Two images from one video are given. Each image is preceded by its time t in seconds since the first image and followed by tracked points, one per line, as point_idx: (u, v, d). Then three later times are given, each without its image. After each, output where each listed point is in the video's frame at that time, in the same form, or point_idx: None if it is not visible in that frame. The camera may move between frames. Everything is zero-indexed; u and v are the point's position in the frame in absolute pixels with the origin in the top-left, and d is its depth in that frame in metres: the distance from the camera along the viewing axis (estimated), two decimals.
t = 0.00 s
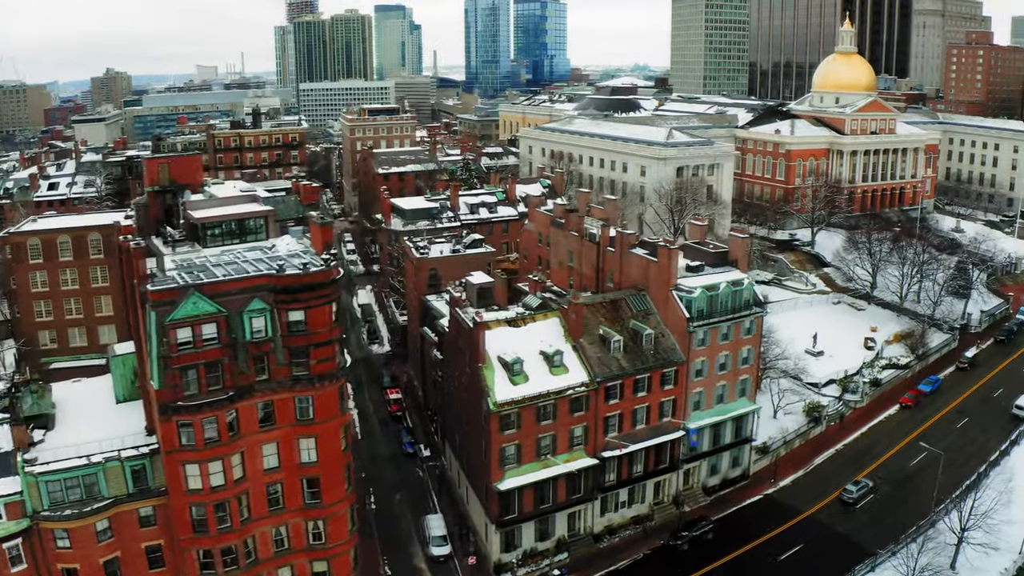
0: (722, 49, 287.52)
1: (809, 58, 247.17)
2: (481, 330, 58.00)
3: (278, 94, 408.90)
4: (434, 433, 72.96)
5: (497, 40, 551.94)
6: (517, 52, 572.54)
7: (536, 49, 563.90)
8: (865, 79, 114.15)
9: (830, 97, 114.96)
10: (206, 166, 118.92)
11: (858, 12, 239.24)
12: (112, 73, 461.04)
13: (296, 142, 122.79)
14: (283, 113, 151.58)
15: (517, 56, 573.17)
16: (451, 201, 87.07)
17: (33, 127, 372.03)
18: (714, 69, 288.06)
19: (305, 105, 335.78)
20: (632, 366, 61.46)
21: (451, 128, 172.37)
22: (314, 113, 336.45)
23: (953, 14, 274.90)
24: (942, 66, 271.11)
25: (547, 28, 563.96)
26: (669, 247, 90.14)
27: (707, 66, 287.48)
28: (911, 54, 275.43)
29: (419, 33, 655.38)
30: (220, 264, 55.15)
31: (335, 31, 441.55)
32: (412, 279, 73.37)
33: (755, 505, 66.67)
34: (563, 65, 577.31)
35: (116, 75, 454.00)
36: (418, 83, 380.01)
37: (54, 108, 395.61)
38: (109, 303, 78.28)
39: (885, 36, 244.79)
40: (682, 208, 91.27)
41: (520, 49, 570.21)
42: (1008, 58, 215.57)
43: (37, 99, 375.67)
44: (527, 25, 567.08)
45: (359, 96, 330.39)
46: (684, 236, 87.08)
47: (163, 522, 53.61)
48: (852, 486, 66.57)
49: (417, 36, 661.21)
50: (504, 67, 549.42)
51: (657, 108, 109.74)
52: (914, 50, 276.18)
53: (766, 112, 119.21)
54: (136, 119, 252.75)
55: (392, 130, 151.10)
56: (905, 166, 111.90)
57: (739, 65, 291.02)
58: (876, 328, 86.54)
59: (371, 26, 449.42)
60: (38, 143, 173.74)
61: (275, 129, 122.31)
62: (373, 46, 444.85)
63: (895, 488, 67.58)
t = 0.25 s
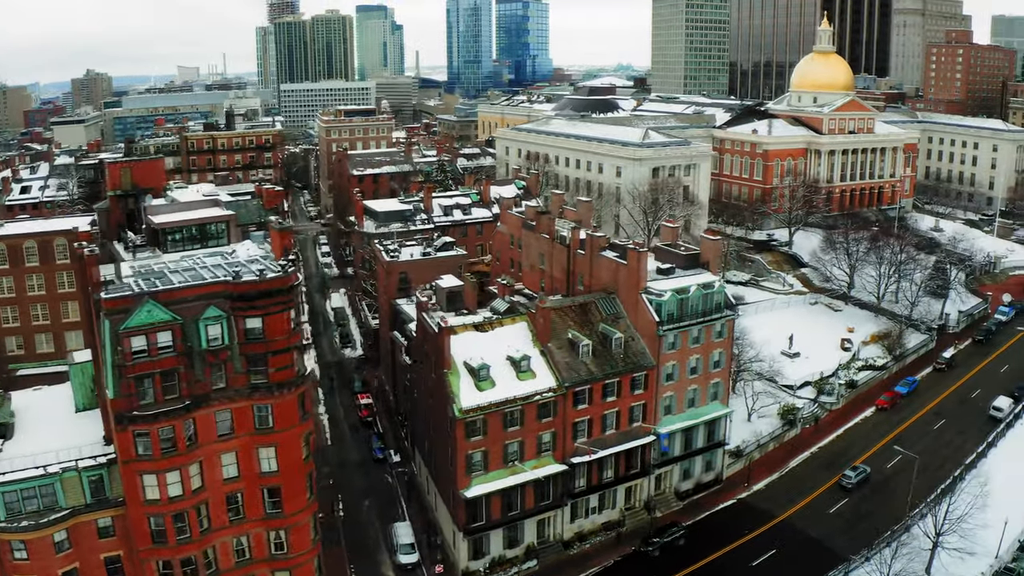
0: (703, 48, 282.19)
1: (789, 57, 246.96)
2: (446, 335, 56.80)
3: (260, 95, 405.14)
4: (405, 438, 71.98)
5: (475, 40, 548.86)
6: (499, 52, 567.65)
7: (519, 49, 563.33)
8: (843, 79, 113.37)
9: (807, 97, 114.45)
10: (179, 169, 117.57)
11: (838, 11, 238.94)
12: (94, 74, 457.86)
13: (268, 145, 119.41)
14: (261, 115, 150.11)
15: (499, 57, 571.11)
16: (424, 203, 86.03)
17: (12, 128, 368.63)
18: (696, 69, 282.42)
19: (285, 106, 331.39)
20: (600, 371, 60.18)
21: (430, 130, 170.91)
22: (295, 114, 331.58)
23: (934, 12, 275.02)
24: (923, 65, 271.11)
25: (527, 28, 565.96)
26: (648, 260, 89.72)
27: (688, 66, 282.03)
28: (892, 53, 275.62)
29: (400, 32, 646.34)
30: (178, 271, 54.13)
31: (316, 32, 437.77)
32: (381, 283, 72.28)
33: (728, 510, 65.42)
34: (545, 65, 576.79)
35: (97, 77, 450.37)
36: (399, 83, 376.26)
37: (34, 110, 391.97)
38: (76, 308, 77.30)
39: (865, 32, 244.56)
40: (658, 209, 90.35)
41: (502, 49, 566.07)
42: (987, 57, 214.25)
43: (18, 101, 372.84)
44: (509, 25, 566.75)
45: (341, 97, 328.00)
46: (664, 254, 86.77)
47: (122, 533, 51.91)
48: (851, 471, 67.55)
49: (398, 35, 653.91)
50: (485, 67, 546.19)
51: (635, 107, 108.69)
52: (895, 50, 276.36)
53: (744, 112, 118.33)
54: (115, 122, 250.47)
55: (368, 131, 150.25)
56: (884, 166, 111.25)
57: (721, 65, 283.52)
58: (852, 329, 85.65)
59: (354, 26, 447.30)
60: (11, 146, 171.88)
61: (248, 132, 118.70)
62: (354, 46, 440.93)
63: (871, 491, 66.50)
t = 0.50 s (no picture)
0: (683, 48, 277.05)
1: (768, 56, 247.06)
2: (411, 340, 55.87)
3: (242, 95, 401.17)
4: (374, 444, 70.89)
5: (459, 40, 548.29)
6: (482, 52, 569.63)
7: (501, 49, 560.95)
8: (820, 79, 113.00)
9: (785, 96, 113.93)
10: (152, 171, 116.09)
11: (817, 10, 238.94)
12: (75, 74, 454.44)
13: (241, 147, 117.19)
14: (237, 116, 148.97)
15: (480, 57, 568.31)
16: (397, 205, 84.95)
17: None
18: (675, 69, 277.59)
19: (266, 107, 326.11)
20: (569, 376, 58.99)
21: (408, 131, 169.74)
22: (275, 114, 327.35)
23: (914, 11, 275.00)
24: (903, 64, 271.15)
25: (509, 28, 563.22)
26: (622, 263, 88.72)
27: (668, 66, 276.19)
28: (870, 53, 276.44)
29: (381, 32, 642.49)
30: (135, 278, 52.80)
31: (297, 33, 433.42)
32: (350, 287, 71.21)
33: (700, 515, 64.05)
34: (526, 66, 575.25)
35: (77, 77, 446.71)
36: (381, 83, 373.72)
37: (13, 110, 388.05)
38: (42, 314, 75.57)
39: (845, 31, 244.14)
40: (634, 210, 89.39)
41: (484, 49, 568.05)
42: (966, 55, 213.16)
43: None
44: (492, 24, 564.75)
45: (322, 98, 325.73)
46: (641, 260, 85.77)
47: (81, 544, 49.12)
48: (848, 458, 68.10)
49: (381, 35, 650.05)
50: (467, 67, 545.13)
51: (614, 108, 107.85)
52: (875, 49, 276.30)
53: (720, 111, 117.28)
54: (95, 123, 248.15)
55: (343, 133, 150.25)
56: (862, 165, 110.72)
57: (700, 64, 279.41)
58: (829, 330, 84.33)
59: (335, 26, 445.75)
60: None
61: (221, 133, 116.84)
62: (334, 47, 438.63)
63: (847, 495, 65.33)
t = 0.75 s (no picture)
0: (663, 48, 281.30)
1: (747, 55, 246.85)
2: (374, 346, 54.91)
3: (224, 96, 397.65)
4: (344, 451, 69.82)
5: (441, 40, 546.06)
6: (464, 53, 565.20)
7: (484, 49, 558.03)
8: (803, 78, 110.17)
9: (762, 97, 113.05)
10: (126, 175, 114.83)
11: (796, 10, 239.04)
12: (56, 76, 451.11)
13: (215, 150, 114.17)
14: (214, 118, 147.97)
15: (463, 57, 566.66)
16: (370, 207, 84.15)
17: None
18: (656, 68, 280.60)
19: (246, 109, 318.37)
20: (537, 382, 57.86)
21: (386, 133, 168.67)
22: (255, 115, 323.01)
23: (895, 11, 275.28)
24: (883, 63, 271.44)
25: (491, 28, 560.83)
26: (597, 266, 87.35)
27: (649, 65, 280.86)
28: (851, 53, 276.80)
29: (364, 32, 636.96)
30: (91, 287, 51.35)
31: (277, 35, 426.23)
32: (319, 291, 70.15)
33: (673, 521, 62.82)
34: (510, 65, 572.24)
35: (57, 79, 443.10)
36: (364, 84, 371.43)
37: None
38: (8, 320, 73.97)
39: (825, 30, 243.78)
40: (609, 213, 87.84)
41: (467, 49, 562.87)
42: (945, 55, 212.41)
43: None
44: (475, 25, 562.46)
45: (303, 99, 323.38)
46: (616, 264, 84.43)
47: (38, 556, 47.48)
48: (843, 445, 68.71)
49: (363, 36, 647.92)
50: (450, 67, 542.91)
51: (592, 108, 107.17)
52: (856, 49, 276.53)
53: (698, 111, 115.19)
54: (75, 126, 246.85)
55: (320, 135, 149.55)
56: (841, 165, 110.01)
57: (681, 64, 283.34)
58: (806, 332, 82.97)
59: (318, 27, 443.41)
60: None
61: (194, 136, 113.90)
62: (317, 48, 426.33)
63: (822, 499, 64.17)
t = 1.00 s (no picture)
0: (647, 47, 273.50)
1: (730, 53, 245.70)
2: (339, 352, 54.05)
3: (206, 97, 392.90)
4: (315, 458, 68.85)
5: (426, 40, 543.66)
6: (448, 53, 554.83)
7: (467, 48, 548.39)
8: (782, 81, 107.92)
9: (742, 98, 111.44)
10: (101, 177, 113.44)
11: (778, 10, 238.11)
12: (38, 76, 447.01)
13: (190, 152, 108.76)
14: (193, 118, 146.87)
15: (446, 58, 559.14)
16: (344, 210, 83.35)
17: None
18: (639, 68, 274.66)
19: (228, 109, 313.86)
20: (505, 388, 56.95)
21: (365, 134, 167.14)
22: (237, 116, 318.19)
23: (877, 10, 274.75)
24: (865, 63, 270.59)
25: (476, 28, 551.56)
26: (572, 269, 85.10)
27: (632, 65, 272.24)
28: (833, 51, 275.99)
29: (345, 27, 622.50)
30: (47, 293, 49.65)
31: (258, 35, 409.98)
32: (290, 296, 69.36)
33: (646, 528, 61.79)
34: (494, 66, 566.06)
35: (39, 80, 439.34)
36: (347, 84, 367.93)
37: None
38: None
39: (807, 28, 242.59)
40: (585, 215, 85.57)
41: (450, 49, 553.93)
42: (928, 53, 209.12)
43: None
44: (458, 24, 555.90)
45: (285, 101, 320.33)
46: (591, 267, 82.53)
47: None
48: (838, 434, 69.42)
49: (346, 36, 639.63)
50: (434, 69, 539.85)
51: (572, 108, 106.21)
52: (838, 48, 275.65)
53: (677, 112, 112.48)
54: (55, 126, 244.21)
55: (298, 136, 148.56)
56: (821, 165, 108.63)
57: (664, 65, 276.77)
58: (784, 333, 81.62)
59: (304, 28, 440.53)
60: None
61: (168, 137, 108.26)
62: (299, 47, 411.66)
63: (797, 504, 63.37)
